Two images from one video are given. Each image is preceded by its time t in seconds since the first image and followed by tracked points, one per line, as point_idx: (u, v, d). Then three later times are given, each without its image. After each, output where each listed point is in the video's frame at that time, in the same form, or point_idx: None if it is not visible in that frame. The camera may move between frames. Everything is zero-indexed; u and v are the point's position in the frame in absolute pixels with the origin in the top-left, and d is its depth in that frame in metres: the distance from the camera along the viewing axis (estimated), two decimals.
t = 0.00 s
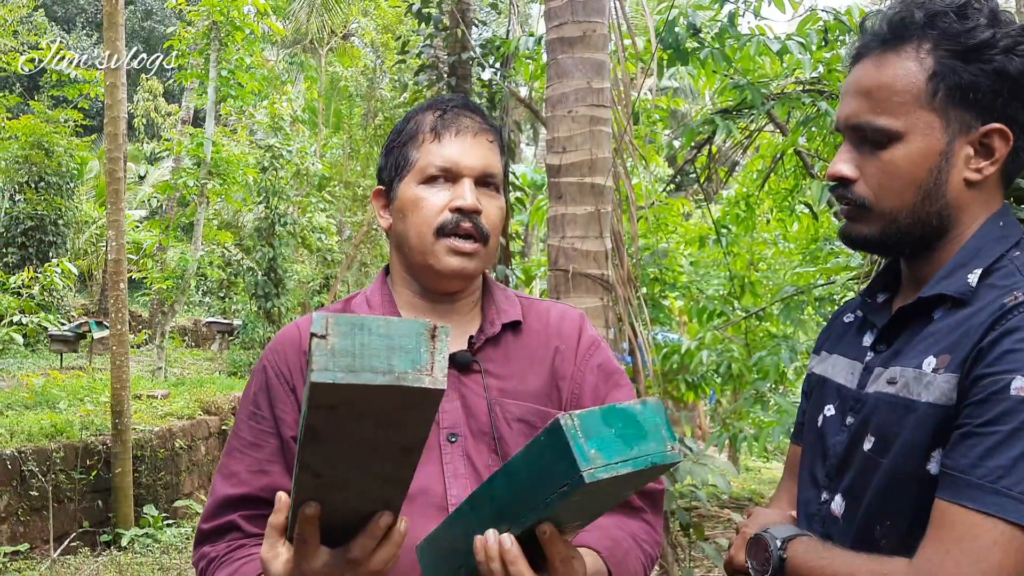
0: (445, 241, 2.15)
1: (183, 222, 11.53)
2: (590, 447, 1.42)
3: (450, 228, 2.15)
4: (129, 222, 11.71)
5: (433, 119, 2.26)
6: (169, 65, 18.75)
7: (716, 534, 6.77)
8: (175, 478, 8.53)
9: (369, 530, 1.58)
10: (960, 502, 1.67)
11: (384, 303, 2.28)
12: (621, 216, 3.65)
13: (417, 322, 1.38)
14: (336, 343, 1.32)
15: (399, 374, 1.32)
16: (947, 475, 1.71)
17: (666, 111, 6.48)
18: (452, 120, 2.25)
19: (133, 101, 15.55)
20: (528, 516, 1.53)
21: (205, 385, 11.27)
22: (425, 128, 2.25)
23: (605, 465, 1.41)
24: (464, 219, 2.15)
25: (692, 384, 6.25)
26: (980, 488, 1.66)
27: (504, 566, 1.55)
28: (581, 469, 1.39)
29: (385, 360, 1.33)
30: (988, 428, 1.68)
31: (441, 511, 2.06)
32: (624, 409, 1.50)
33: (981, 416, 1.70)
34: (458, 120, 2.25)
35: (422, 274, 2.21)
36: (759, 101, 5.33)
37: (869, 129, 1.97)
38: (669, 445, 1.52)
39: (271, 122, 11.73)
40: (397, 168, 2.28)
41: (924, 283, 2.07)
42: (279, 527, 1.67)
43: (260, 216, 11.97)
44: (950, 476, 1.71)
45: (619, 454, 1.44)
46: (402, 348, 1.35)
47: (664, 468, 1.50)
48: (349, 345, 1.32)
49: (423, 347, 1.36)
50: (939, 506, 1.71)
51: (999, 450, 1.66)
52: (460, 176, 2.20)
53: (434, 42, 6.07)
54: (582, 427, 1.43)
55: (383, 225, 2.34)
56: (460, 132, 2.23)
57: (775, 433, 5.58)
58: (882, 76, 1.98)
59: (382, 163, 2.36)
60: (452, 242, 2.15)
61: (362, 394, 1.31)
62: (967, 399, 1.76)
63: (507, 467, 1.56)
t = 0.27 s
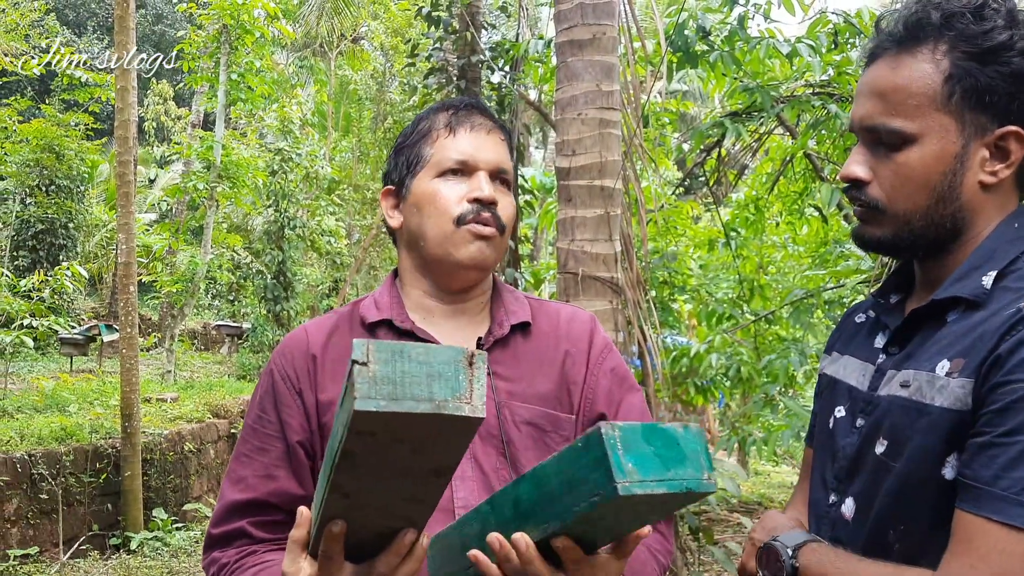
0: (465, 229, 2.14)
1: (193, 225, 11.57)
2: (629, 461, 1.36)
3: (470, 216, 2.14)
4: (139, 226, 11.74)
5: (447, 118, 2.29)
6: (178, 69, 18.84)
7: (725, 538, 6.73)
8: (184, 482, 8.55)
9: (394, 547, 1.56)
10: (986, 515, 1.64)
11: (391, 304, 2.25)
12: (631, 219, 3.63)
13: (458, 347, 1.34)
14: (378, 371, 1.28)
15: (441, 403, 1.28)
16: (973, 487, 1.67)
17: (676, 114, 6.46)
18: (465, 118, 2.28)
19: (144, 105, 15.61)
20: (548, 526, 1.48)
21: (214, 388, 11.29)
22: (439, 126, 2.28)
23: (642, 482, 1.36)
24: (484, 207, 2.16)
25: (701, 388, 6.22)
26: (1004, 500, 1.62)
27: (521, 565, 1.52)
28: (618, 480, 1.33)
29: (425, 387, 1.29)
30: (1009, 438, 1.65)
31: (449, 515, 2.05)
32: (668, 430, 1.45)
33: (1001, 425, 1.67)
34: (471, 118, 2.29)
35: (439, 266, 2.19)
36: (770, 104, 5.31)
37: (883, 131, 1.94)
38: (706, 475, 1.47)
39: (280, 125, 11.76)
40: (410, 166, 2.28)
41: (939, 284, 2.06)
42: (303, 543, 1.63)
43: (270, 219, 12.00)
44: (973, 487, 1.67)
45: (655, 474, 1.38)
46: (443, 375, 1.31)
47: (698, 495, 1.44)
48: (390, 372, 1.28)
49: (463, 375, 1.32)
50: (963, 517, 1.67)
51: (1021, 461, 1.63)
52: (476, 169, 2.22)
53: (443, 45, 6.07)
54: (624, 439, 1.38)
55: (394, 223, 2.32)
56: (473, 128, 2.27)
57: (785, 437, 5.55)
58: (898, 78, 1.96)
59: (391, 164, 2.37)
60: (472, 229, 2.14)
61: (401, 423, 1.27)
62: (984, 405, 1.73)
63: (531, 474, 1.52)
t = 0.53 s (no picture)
0: (495, 233, 2.15)
1: (199, 227, 11.59)
2: (729, 504, 1.39)
3: (500, 220, 2.16)
4: (146, 228, 11.78)
5: (466, 119, 2.29)
6: (184, 72, 18.90)
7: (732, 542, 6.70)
8: (191, 484, 8.55)
9: (420, 553, 1.65)
10: (1000, 517, 1.62)
11: (397, 302, 2.24)
12: (638, 220, 3.62)
13: (512, 366, 1.40)
14: (436, 387, 1.32)
15: (497, 422, 1.36)
16: (985, 488, 1.65)
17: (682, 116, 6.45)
18: (484, 121, 2.29)
19: (151, 108, 15.66)
20: (630, 557, 1.55)
21: (221, 390, 11.31)
22: (459, 127, 2.28)
23: (743, 524, 1.40)
24: (512, 212, 2.18)
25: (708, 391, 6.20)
26: (1016, 502, 1.61)
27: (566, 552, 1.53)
28: (724, 530, 1.37)
29: (482, 405, 1.36)
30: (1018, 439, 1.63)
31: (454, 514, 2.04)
32: (751, 457, 1.43)
33: (1012, 426, 1.65)
34: (489, 121, 2.30)
35: (462, 267, 2.19)
36: (776, 106, 5.30)
37: (887, 128, 1.94)
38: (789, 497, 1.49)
39: (287, 127, 11.79)
40: (427, 165, 2.26)
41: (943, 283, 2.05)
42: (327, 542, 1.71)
43: (276, 221, 12.02)
44: (985, 489, 1.66)
45: (752, 510, 1.41)
46: (499, 394, 1.39)
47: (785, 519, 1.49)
48: (447, 390, 1.33)
49: (516, 393, 1.40)
50: (976, 519, 1.66)
51: None
52: (500, 173, 2.23)
53: (449, 47, 6.08)
54: (720, 482, 1.39)
55: (409, 223, 2.29)
56: (493, 132, 2.28)
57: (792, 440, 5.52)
58: (902, 75, 1.95)
59: (401, 162, 2.34)
60: (502, 235, 2.15)
61: (460, 440, 1.35)
62: (993, 405, 1.71)
63: (603, 501, 1.55)
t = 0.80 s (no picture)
0: (503, 237, 2.14)
1: (200, 227, 11.59)
2: (782, 423, 1.34)
3: (508, 225, 2.15)
4: (147, 228, 11.79)
5: (475, 123, 2.28)
6: (186, 71, 18.88)
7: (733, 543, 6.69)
8: (191, 484, 8.55)
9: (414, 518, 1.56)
10: (1003, 521, 1.60)
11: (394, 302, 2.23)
12: (639, 221, 3.61)
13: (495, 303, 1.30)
14: (415, 326, 1.24)
15: (478, 355, 1.25)
16: (987, 493, 1.64)
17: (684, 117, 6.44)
18: (493, 126, 2.28)
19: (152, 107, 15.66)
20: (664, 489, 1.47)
21: (222, 390, 11.30)
22: (467, 130, 2.26)
23: (794, 446, 1.33)
24: (519, 218, 2.17)
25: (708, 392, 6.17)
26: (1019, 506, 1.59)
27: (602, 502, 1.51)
28: (774, 443, 1.31)
29: (461, 341, 1.26)
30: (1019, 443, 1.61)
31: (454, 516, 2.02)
32: (807, 391, 1.41)
33: (1011, 429, 1.63)
34: (494, 125, 2.29)
35: (466, 269, 2.18)
36: (778, 107, 5.29)
37: (881, 132, 1.92)
38: (838, 438, 1.44)
39: (288, 127, 11.79)
40: (434, 167, 2.24)
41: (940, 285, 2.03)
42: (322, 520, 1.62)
43: (277, 221, 12.01)
44: (986, 493, 1.64)
45: (803, 437, 1.36)
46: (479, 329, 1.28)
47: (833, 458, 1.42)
48: (428, 328, 1.24)
49: (497, 328, 1.28)
50: (979, 524, 1.64)
51: None
52: (506, 178, 2.22)
53: (451, 48, 6.07)
54: (775, 402, 1.35)
55: (413, 224, 2.25)
56: (500, 136, 2.27)
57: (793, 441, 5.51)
58: (894, 79, 1.93)
59: (404, 162, 2.32)
60: (509, 238, 2.14)
61: (436, 374, 1.24)
62: (992, 409, 1.69)
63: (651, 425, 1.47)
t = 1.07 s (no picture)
0: (499, 239, 2.14)
1: (200, 226, 11.58)
2: (697, 488, 1.33)
3: (504, 227, 2.15)
4: (147, 228, 11.78)
5: (473, 125, 2.28)
6: (187, 71, 18.88)
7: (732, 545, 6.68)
8: (190, 484, 8.54)
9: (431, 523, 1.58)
10: (1001, 524, 1.60)
11: (388, 303, 2.23)
12: (639, 222, 3.60)
13: (525, 330, 1.32)
14: (454, 357, 1.25)
15: (515, 386, 1.27)
16: (985, 495, 1.63)
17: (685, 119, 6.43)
18: (492, 128, 2.29)
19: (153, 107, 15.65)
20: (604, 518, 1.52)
21: (222, 390, 11.29)
22: (466, 132, 2.26)
23: (706, 512, 1.33)
24: (515, 221, 2.18)
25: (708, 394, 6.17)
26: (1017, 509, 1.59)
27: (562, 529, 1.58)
28: (681, 507, 1.32)
29: (498, 372, 1.28)
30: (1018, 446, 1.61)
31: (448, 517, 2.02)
32: (746, 460, 1.38)
33: (1010, 432, 1.63)
34: (492, 128, 2.29)
35: (460, 271, 2.18)
36: (778, 109, 5.29)
37: (870, 132, 1.93)
38: (773, 510, 1.43)
39: (289, 127, 11.79)
40: (432, 167, 2.24)
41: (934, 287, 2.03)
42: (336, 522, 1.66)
43: (278, 221, 12.00)
44: (984, 495, 1.64)
45: (721, 505, 1.35)
46: (513, 360, 1.30)
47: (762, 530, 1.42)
48: (464, 360, 1.26)
49: (530, 357, 1.31)
50: (976, 526, 1.64)
51: None
52: (504, 181, 2.23)
53: (452, 48, 6.06)
54: (698, 465, 1.33)
55: (409, 223, 2.25)
56: (498, 139, 2.27)
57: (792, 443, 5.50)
58: (879, 81, 1.95)
59: (402, 160, 2.31)
60: (506, 241, 2.15)
61: (476, 408, 1.26)
62: (990, 411, 1.69)
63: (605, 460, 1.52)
